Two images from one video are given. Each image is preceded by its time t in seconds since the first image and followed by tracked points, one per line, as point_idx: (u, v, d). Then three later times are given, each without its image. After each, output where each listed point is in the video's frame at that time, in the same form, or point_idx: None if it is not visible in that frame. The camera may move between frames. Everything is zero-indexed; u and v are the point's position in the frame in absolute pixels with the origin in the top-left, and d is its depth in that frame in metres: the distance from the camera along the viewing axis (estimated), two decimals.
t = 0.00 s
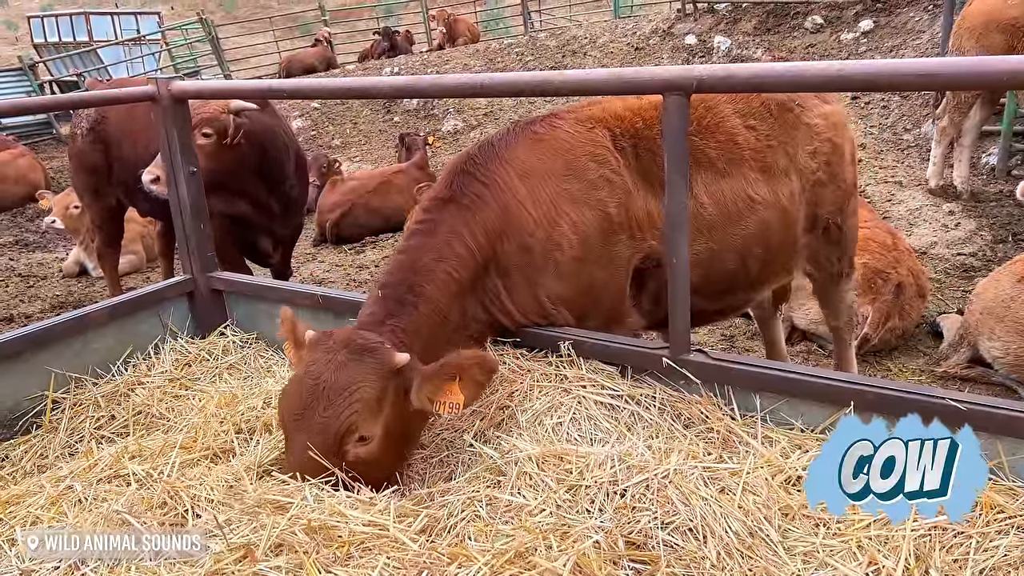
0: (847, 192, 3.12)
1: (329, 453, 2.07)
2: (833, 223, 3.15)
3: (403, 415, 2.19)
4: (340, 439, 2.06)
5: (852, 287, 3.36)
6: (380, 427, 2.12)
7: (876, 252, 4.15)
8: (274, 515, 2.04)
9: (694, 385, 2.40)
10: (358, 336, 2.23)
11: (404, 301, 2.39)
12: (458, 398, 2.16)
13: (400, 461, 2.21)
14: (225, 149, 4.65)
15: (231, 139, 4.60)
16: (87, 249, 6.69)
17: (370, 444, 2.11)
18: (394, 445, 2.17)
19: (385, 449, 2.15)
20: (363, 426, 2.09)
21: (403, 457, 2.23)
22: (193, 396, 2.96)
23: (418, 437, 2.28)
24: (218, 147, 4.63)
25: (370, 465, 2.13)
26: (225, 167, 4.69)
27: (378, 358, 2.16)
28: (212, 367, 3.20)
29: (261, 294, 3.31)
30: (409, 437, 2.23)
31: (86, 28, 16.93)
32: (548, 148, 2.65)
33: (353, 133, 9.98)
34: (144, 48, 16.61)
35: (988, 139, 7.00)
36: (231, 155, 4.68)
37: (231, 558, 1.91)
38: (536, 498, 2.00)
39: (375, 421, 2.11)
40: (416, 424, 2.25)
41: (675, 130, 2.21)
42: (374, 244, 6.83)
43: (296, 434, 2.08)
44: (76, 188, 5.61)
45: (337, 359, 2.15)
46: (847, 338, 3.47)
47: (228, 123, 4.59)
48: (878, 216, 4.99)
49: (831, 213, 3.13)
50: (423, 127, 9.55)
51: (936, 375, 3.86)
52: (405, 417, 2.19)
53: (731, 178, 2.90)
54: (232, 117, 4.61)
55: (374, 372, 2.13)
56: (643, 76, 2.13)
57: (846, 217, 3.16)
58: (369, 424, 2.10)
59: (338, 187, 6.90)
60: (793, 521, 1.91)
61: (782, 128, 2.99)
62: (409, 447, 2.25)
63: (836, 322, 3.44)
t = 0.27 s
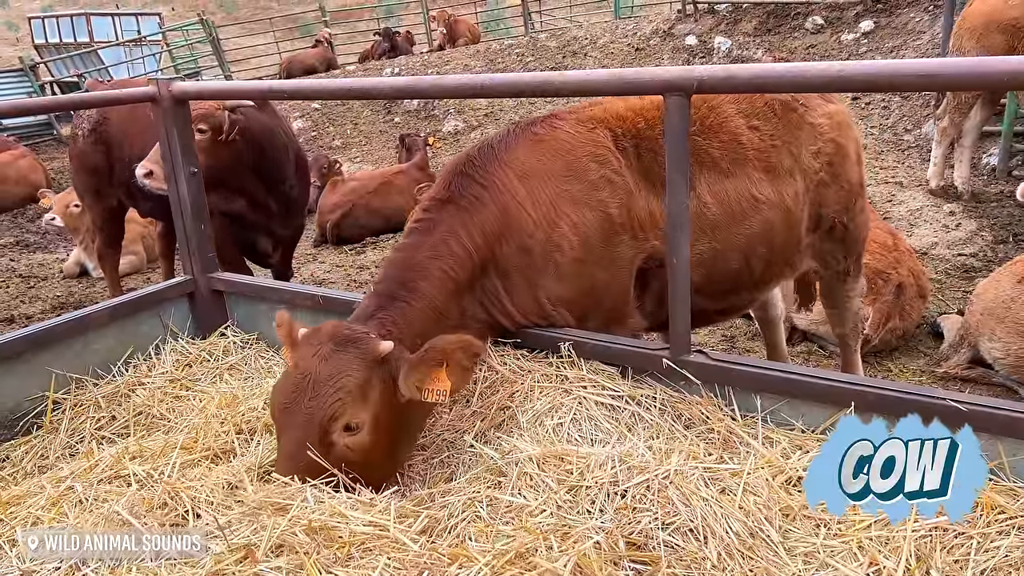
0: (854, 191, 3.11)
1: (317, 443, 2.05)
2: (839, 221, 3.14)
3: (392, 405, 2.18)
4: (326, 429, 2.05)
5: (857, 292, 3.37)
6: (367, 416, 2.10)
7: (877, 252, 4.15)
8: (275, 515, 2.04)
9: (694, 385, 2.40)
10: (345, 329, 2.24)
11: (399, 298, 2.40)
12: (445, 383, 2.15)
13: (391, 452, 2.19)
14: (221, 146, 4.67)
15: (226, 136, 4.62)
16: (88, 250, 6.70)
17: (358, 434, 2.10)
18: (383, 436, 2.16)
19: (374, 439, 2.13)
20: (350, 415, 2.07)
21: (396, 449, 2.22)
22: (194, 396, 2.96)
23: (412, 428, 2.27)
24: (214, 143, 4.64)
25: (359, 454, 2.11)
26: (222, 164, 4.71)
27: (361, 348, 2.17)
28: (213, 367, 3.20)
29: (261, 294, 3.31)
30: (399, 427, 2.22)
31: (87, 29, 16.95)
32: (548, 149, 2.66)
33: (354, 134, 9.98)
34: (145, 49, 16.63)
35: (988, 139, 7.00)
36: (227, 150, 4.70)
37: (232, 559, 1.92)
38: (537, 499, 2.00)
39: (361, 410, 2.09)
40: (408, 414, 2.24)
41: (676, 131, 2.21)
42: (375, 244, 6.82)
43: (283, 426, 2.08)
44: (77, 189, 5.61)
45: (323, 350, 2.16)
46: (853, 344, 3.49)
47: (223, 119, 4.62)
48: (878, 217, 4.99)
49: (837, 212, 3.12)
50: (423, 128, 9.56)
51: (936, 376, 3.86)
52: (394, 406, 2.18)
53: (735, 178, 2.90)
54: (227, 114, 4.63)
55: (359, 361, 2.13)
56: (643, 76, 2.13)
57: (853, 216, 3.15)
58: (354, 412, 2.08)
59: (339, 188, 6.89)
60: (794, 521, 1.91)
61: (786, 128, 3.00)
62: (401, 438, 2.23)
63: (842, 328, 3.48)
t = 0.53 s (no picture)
0: (853, 193, 3.14)
1: (305, 445, 2.07)
2: (839, 224, 3.16)
3: (385, 410, 2.18)
4: (314, 431, 2.06)
5: (857, 293, 3.39)
6: (358, 421, 2.11)
7: (878, 253, 4.15)
8: (276, 516, 2.04)
9: (695, 386, 2.40)
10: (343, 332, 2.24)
11: (396, 300, 2.40)
12: (438, 392, 2.15)
13: (382, 457, 2.20)
14: (217, 143, 4.71)
15: (222, 132, 4.65)
16: (89, 250, 6.70)
17: (349, 437, 2.10)
18: (375, 440, 2.16)
19: (365, 444, 2.14)
20: (339, 419, 2.08)
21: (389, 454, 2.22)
22: (195, 397, 2.96)
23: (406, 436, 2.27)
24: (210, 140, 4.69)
25: (349, 459, 2.12)
26: (218, 160, 4.74)
27: (356, 353, 2.16)
28: (214, 368, 3.20)
29: (261, 295, 3.31)
30: (393, 434, 2.22)
31: (88, 30, 16.95)
32: (546, 151, 2.66)
33: (354, 135, 9.99)
34: (146, 50, 16.64)
35: (989, 140, 7.00)
36: (223, 147, 4.73)
37: (232, 559, 1.92)
38: (537, 499, 2.00)
39: (352, 415, 2.10)
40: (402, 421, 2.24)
41: (676, 132, 2.21)
42: (375, 245, 6.82)
43: (275, 427, 2.09)
44: (78, 189, 5.61)
45: (319, 352, 2.17)
46: (853, 345, 3.49)
47: (220, 117, 4.64)
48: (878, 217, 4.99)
49: (837, 215, 3.13)
50: (424, 128, 9.56)
51: (937, 376, 3.85)
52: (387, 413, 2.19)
53: (735, 178, 2.90)
54: (224, 111, 4.65)
55: (353, 365, 2.13)
56: (644, 77, 2.13)
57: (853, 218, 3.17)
58: (344, 417, 2.09)
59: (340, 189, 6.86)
60: (795, 522, 1.91)
61: (787, 128, 3.00)
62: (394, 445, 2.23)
63: (842, 329, 3.49)
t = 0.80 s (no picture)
0: (855, 196, 3.14)
1: (297, 437, 2.07)
2: (841, 226, 3.17)
3: (380, 404, 2.18)
4: (306, 423, 2.07)
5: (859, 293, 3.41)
6: (350, 416, 2.11)
7: (879, 254, 4.15)
8: (276, 517, 2.03)
9: (696, 387, 2.40)
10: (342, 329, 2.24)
11: (395, 297, 2.40)
12: (429, 394, 2.11)
13: (374, 450, 2.21)
14: (221, 143, 4.71)
15: (226, 133, 4.65)
16: (89, 251, 6.71)
17: (341, 432, 2.10)
18: (368, 434, 2.17)
19: (358, 438, 2.14)
20: (332, 413, 2.09)
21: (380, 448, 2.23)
22: (195, 397, 2.96)
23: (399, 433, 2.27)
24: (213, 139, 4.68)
25: (341, 452, 2.12)
26: (221, 161, 4.74)
27: (352, 346, 2.17)
28: (214, 368, 3.19)
29: (262, 295, 3.31)
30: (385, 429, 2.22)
31: (89, 31, 16.95)
32: (546, 151, 2.66)
33: (355, 135, 9.99)
34: (147, 50, 16.65)
35: (989, 140, 7.00)
36: (226, 149, 4.73)
37: (233, 560, 1.92)
38: (538, 500, 2.00)
39: (344, 409, 2.10)
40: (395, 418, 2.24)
41: (677, 131, 2.20)
42: (376, 246, 6.83)
43: (268, 417, 2.10)
44: (78, 190, 5.61)
45: (316, 345, 2.17)
46: (856, 346, 3.55)
47: (224, 118, 4.64)
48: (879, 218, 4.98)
49: (839, 217, 3.14)
50: (425, 129, 9.57)
51: (938, 377, 3.85)
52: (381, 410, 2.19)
53: (735, 179, 2.90)
54: (228, 112, 4.66)
55: (350, 359, 2.14)
56: (645, 77, 2.13)
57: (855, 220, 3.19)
58: (337, 411, 2.09)
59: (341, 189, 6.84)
60: (795, 523, 1.90)
61: (788, 129, 3.00)
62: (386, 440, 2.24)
63: (845, 330, 3.53)
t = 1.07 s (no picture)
0: (858, 196, 3.13)
1: (300, 432, 2.07)
2: (844, 227, 3.16)
3: (381, 398, 2.19)
4: (308, 418, 2.06)
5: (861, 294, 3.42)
6: (353, 410, 2.11)
7: (880, 254, 4.15)
8: (277, 517, 2.04)
9: (696, 387, 2.40)
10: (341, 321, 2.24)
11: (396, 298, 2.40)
12: (429, 393, 2.11)
13: (376, 445, 2.21)
14: (230, 144, 4.73)
15: (236, 133, 4.68)
16: (90, 251, 6.71)
17: (344, 425, 2.11)
18: (368, 432, 2.17)
19: (359, 432, 2.14)
20: (334, 407, 2.09)
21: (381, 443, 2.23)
22: (196, 398, 2.97)
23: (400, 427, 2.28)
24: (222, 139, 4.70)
25: (343, 447, 2.13)
26: (229, 160, 4.75)
27: (354, 340, 2.17)
28: (215, 368, 3.19)
29: (262, 296, 3.31)
30: (387, 423, 2.23)
31: (90, 31, 16.96)
32: (548, 152, 2.66)
33: (356, 135, 9.99)
34: (147, 51, 16.66)
35: (990, 140, 7.00)
36: (234, 149, 4.75)
37: (233, 560, 1.92)
38: (539, 500, 2.00)
39: (347, 403, 2.11)
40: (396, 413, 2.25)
41: (678, 132, 2.20)
42: (377, 246, 6.83)
43: (271, 412, 2.10)
44: (79, 191, 5.62)
45: (316, 339, 2.17)
46: (857, 347, 3.55)
47: (234, 118, 4.67)
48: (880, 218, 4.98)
49: (841, 217, 3.13)
50: (425, 129, 9.57)
51: (939, 377, 3.85)
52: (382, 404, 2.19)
53: (736, 181, 2.90)
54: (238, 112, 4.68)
55: (350, 353, 2.14)
56: (646, 77, 2.13)
57: (858, 220, 3.17)
58: (340, 405, 2.09)
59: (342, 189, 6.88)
60: (796, 523, 1.90)
61: (790, 130, 3.00)
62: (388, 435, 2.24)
63: (846, 331, 3.54)
